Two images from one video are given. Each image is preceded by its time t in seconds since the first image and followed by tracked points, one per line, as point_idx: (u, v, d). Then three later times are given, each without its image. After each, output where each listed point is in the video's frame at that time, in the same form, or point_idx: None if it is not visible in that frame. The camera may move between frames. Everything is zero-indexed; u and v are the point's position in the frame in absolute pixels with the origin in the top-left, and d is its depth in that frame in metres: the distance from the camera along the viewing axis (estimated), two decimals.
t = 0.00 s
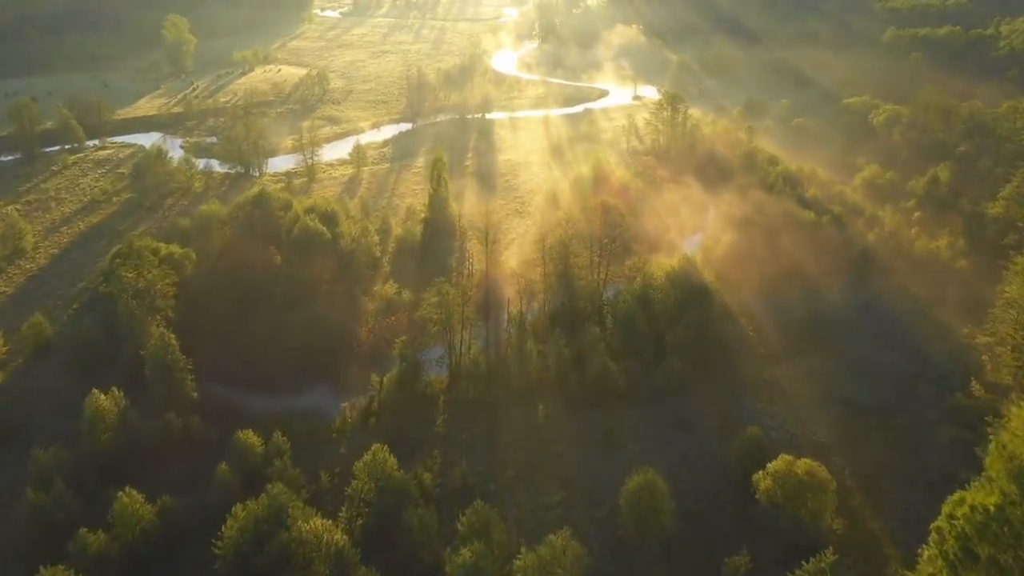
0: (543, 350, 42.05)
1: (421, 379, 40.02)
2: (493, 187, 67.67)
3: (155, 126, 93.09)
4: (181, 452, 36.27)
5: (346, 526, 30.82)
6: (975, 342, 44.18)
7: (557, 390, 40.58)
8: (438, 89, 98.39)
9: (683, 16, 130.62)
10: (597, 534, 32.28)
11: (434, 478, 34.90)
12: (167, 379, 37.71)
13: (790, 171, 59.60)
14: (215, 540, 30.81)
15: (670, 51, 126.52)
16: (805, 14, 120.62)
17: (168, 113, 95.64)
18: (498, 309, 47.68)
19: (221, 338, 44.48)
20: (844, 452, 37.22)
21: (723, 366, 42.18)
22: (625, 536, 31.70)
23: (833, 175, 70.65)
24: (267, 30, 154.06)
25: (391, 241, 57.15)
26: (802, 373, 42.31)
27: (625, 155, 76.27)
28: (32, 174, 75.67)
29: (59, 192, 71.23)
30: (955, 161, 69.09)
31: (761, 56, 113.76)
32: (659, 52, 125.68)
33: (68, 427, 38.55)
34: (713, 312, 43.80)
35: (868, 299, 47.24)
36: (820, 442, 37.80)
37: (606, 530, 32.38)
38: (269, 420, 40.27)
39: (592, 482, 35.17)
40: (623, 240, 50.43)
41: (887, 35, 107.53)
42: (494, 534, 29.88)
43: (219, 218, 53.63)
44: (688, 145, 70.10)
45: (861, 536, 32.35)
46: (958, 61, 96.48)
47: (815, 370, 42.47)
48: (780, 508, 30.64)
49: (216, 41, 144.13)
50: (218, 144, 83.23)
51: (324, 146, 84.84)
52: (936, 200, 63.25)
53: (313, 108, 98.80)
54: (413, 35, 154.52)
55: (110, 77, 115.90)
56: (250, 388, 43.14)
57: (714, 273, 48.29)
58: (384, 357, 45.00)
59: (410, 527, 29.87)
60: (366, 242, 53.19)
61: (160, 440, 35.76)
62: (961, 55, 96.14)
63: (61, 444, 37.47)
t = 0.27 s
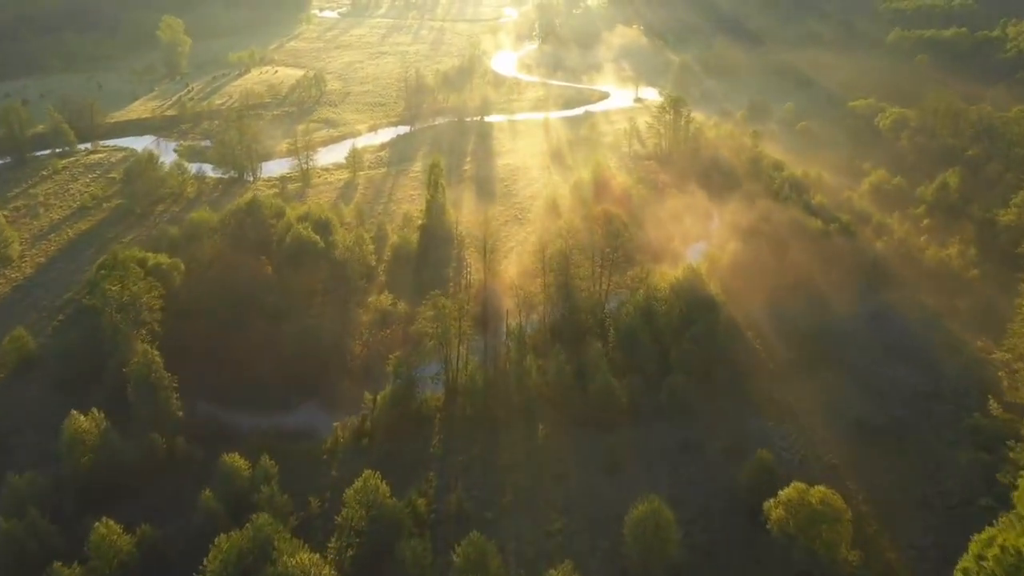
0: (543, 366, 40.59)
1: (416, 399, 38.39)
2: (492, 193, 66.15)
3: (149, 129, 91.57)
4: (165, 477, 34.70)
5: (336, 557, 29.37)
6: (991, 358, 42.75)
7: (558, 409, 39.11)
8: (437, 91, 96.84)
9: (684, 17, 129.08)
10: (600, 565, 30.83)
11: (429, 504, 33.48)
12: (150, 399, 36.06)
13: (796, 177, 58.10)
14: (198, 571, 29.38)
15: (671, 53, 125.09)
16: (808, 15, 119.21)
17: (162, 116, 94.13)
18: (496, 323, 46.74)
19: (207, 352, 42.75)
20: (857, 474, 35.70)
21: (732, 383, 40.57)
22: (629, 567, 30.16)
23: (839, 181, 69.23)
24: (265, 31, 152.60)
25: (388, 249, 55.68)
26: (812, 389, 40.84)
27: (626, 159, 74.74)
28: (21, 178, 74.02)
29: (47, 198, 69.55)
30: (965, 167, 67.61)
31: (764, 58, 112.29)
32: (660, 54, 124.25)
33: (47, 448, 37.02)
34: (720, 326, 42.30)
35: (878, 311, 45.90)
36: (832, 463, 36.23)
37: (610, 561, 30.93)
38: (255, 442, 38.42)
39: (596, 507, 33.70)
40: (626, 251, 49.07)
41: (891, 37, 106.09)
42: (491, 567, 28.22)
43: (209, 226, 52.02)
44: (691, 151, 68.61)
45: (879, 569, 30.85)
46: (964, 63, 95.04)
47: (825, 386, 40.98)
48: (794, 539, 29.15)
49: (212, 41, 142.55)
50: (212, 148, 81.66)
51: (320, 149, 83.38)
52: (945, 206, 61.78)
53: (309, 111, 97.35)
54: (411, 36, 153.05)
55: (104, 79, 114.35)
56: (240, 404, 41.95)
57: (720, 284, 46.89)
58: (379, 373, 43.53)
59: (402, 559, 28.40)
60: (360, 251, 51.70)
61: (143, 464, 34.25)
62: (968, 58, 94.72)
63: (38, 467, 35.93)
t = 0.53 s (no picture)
0: (543, 385, 39.14)
1: (409, 418, 36.76)
2: (490, 200, 64.63)
3: (142, 132, 90.17)
4: (145, 501, 33.82)
5: None
6: (1008, 374, 41.09)
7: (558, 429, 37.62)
8: (435, 93, 95.32)
9: (685, 18, 127.71)
10: None
11: (422, 532, 32.05)
12: (129, 420, 34.52)
13: (803, 183, 56.57)
14: None
15: (673, 55, 123.67)
16: (812, 15, 117.51)
17: (156, 119, 92.72)
18: (495, 338, 45.32)
19: (194, 370, 41.53)
20: (869, 502, 34.32)
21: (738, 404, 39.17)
22: None
23: (845, 185, 67.70)
24: (262, 31, 151.26)
25: (383, 257, 54.19)
26: (822, 408, 39.41)
27: (627, 163, 73.24)
28: (10, 183, 72.60)
29: (36, 204, 68.13)
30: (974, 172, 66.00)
31: (766, 60, 110.80)
32: (662, 56, 122.76)
33: (26, 469, 35.90)
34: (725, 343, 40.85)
35: (889, 323, 44.35)
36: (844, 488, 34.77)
37: None
38: (241, 469, 36.93)
39: (596, 536, 32.21)
40: (630, 261, 47.59)
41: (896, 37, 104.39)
42: None
43: (199, 235, 50.46)
44: (694, 155, 67.12)
45: None
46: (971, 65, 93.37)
47: (836, 405, 39.57)
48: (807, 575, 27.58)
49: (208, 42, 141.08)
50: (205, 152, 80.22)
51: (315, 153, 81.96)
52: (955, 213, 60.22)
53: (305, 113, 95.89)
54: (410, 36, 151.49)
55: (99, 81, 113.04)
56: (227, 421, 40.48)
57: (725, 297, 45.41)
58: (374, 390, 42.11)
59: None
60: (354, 263, 50.41)
61: (124, 487, 33.25)
62: (975, 59, 93.02)
63: (16, 492, 34.85)
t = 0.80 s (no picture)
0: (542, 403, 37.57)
1: (402, 440, 35.27)
2: (489, 207, 62.97)
3: (135, 135, 88.59)
4: (127, 526, 32.44)
5: None
6: None
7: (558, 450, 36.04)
8: (433, 96, 93.69)
9: (687, 19, 126.25)
10: None
11: (416, 564, 30.53)
12: (110, 442, 33.17)
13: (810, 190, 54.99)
14: None
15: (675, 57, 121.97)
16: (816, 16, 115.90)
17: (149, 122, 91.11)
18: (494, 351, 44.00)
19: (183, 388, 40.23)
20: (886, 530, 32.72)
21: (746, 426, 37.55)
22: None
23: (852, 191, 66.12)
24: (260, 32, 149.67)
25: (379, 266, 52.54)
26: (833, 427, 37.87)
27: (629, 168, 71.65)
28: None
29: (24, 209, 66.51)
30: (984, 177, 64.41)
31: (770, 62, 109.23)
32: (664, 57, 121.16)
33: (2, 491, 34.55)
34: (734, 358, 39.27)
35: (902, 337, 42.83)
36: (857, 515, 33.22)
37: None
38: (228, 491, 35.40)
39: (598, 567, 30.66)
40: (633, 272, 46.02)
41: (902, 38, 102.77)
42: None
43: (187, 241, 48.22)
44: (698, 160, 65.49)
45: None
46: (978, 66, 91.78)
47: (847, 424, 38.04)
48: None
49: (204, 44, 139.33)
50: (198, 155, 78.60)
51: (310, 157, 80.36)
52: (965, 221, 58.68)
53: (301, 116, 94.29)
54: (409, 37, 149.85)
55: (93, 82, 111.48)
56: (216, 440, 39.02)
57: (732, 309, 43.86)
58: (367, 408, 40.52)
59: None
60: (349, 272, 48.77)
61: (103, 511, 32.03)
62: (983, 61, 91.43)
63: None
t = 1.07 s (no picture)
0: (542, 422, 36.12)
1: (396, 464, 33.97)
2: (486, 214, 61.50)
3: (127, 139, 86.98)
4: (106, 557, 30.85)
5: None
6: None
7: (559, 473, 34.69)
8: (431, 98, 92.14)
9: (688, 20, 124.71)
10: None
11: None
12: (90, 468, 31.61)
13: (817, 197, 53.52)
14: None
15: (677, 58, 120.48)
16: (819, 17, 114.45)
17: (141, 125, 89.48)
18: (492, 365, 43.28)
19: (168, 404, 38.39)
20: (904, 560, 31.22)
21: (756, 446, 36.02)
22: None
23: (858, 197, 64.69)
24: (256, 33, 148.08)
25: (373, 276, 50.92)
26: (846, 447, 36.48)
27: (630, 172, 70.11)
28: None
29: (11, 216, 64.87)
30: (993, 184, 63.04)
31: (773, 64, 107.78)
32: (665, 59, 119.63)
33: None
34: (739, 375, 37.92)
35: (913, 353, 41.63)
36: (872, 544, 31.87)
37: None
38: (214, 517, 33.98)
39: None
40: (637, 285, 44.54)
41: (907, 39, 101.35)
42: None
43: (175, 249, 46.32)
44: (701, 166, 64.06)
45: None
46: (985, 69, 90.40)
47: (861, 444, 36.64)
48: None
49: (199, 45, 137.71)
50: (190, 159, 77.00)
51: (305, 162, 78.83)
52: (975, 229, 57.30)
53: (297, 119, 92.70)
54: (407, 38, 148.32)
55: (86, 84, 109.81)
56: (202, 462, 37.34)
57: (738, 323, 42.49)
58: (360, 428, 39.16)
59: None
60: (342, 283, 47.18)
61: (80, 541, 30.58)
62: (989, 63, 90.04)
63: None
